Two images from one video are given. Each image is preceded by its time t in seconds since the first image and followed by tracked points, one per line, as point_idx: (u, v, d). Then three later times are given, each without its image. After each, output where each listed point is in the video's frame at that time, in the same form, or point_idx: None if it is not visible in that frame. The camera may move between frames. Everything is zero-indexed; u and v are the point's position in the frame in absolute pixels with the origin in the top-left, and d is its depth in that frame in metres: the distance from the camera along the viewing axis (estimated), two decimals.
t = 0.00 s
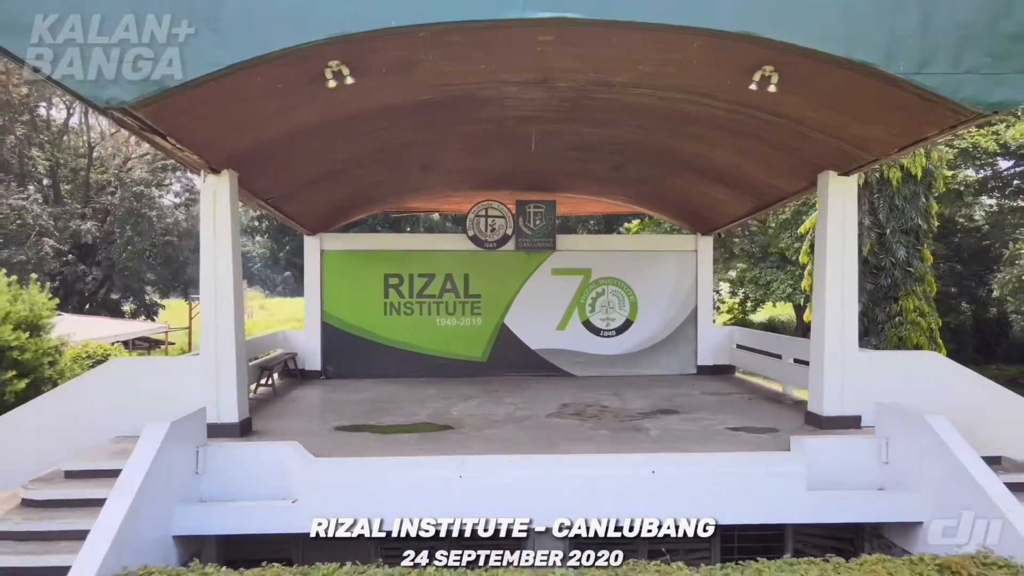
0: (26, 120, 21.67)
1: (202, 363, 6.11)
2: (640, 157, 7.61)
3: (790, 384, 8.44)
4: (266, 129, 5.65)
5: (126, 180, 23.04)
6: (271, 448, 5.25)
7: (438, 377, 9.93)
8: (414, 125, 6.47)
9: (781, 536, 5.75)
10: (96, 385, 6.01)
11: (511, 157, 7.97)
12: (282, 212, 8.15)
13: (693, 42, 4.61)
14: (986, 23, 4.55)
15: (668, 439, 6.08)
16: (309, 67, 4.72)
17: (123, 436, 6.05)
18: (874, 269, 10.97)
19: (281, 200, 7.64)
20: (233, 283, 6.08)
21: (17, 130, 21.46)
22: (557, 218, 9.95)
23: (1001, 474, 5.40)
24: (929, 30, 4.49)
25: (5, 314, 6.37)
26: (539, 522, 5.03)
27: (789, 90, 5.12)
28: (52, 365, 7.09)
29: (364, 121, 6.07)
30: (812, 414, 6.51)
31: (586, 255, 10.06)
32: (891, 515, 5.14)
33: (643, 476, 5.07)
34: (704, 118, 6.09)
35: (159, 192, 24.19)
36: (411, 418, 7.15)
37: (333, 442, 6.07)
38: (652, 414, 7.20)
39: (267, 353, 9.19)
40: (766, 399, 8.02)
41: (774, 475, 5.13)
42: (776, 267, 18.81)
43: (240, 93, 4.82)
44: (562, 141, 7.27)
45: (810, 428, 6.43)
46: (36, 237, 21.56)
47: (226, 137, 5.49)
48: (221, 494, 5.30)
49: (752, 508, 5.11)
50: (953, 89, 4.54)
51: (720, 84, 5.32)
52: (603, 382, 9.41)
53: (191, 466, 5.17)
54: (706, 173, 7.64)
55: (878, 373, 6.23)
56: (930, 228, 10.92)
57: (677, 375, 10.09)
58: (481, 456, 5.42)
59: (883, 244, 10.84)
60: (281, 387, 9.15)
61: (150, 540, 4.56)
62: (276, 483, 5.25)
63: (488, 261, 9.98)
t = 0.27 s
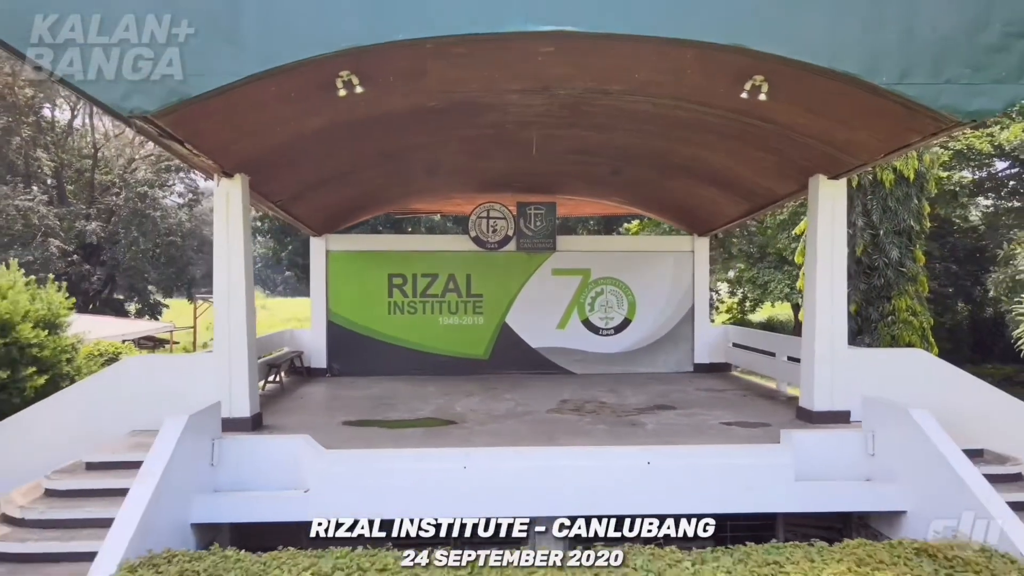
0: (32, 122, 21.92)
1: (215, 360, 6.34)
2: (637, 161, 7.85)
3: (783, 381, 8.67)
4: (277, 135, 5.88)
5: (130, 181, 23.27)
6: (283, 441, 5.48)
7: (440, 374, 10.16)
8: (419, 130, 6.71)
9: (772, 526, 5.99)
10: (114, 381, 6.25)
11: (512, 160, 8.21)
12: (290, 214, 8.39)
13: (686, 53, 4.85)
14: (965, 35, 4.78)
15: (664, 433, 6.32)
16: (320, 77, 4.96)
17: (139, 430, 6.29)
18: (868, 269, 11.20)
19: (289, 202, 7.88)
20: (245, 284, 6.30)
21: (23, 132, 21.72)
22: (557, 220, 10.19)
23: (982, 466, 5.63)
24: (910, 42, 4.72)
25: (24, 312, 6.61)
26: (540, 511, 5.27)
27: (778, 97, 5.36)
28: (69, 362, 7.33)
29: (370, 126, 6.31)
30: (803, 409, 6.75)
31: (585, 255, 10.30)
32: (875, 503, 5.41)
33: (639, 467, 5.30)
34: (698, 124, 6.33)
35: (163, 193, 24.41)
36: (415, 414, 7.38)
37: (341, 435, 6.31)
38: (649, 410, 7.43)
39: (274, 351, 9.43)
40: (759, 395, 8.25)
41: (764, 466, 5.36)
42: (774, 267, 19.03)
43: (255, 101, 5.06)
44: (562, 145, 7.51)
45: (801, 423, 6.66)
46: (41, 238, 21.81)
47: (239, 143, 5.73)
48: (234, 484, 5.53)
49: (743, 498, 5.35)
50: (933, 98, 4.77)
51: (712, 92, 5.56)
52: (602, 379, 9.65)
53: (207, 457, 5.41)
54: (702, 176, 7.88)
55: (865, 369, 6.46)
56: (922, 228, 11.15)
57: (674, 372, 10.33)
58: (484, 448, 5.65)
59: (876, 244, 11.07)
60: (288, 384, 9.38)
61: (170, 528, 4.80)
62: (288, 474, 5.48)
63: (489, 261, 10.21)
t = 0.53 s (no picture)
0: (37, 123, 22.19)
1: (229, 356, 6.60)
2: (634, 165, 8.13)
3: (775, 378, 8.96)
4: (289, 141, 6.16)
5: (135, 182, 23.53)
6: (296, 433, 5.75)
7: (443, 371, 10.45)
8: (423, 136, 6.99)
9: (761, 514, 6.27)
10: (132, 376, 6.54)
11: (513, 163, 8.49)
12: (298, 215, 8.68)
13: (678, 66, 5.15)
14: (942, 47, 5.04)
15: (658, 425, 6.61)
16: (332, 87, 5.24)
17: (157, 423, 6.58)
18: (859, 269, 11.48)
19: (298, 204, 8.17)
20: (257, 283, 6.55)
21: (29, 133, 22.00)
22: (556, 221, 10.47)
23: (960, 457, 5.93)
24: (889, 55, 5.01)
25: (45, 310, 6.89)
26: (539, 499, 5.55)
27: (767, 106, 5.64)
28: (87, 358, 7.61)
29: (378, 133, 6.59)
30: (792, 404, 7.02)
31: (584, 256, 10.57)
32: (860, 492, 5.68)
33: (634, 456, 5.59)
34: (691, 130, 6.62)
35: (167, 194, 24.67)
36: (419, 408, 7.67)
37: (349, 428, 6.60)
38: (644, 404, 7.72)
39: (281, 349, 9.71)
40: (752, 391, 8.54)
41: (753, 456, 5.64)
42: (771, 267, 19.30)
43: (270, 110, 5.35)
44: (561, 149, 7.79)
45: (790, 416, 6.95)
46: (47, 239, 21.85)
47: (253, 149, 6.02)
48: (249, 475, 5.81)
49: (732, 486, 5.63)
50: (911, 107, 5.05)
51: (704, 101, 5.84)
52: (600, 376, 9.93)
53: (223, 447, 5.69)
54: (696, 180, 8.17)
55: (853, 366, 6.68)
56: (913, 230, 11.43)
57: (670, 369, 10.61)
58: (486, 439, 5.91)
59: (868, 245, 11.34)
60: (295, 380, 9.67)
61: (191, 514, 5.10)
62: (300, 464, 5.76)
63: (491, 261, 10.49)
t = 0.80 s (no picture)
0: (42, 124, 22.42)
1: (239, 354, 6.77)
2: (631, 168, 8.38)
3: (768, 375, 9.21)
4: (298, 146, 6.40)
5: (138, 183, 23.76)
6: (305, 427, 5.99)
7: (445, 369, 10.70)
8: (426, 141, 7.24)
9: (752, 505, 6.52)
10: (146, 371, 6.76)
11: (513, 166, 8.74)
12: (305, 217, 8.93)
13: (673, 75, 5.39)
14: (924, 57, 5.28)
15: (653, 420, 6.86)
16: (341, 96, 5.49)
17: (170, 417, 6.81)
18: (852, 269, 11.73)
19: (305, 207, 8.41)
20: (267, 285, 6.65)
21: (34, 135, 22.23)
22: (556, 222, 10.71)
23: (942, 449, 6.17)
24: (872, 65, 5.25)
25: (61, 309, 7.19)
26: (539, 489, 5.79)
27: (757, 113, 5.89)
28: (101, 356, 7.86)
29: (384, 138, 6.84)
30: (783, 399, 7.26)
31: (583, 256, 10.82)
32: (845, 482, 5.95)
33: (630, 448, 5.83)
34: (685, 135, 6.87)
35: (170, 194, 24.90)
36: (423, 404, 7.92)
37: (356, 422, 6.85)
38: (641, 400, 7.97)
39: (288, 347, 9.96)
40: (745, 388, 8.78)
41: (743, 448, 5.88)
42: (768, 267, 19.55)
43: (282, 118, 5.59)
44: (560, 153, 8.04)
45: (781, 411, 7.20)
46: (54, 239, 21.86)
47: (264, 155, 6.26)
48: (260, 467, 6.06)
49: (723, 477, 5.88)
50: (893, 115, 5.30)
51: (698, 108, 6.08)
52: (598, 374, 10.18)
53: (236, 440, 5.94)
54: (691, 183, 8.41)
55: (841, 363, 6.92)
56: (905, 230, 11.69)
57: (667, 367, 10.86)
58: (487, 432, 6.16)
59: (860, 245, 11.59)
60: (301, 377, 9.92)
61: (208, 503, 5.35)
62: (309, 457, 6.01)
63: (492, 262, 10.74)
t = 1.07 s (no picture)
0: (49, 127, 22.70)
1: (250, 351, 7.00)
2: (627, 171, 8.67)
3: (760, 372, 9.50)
4: (308, 152, 6.69)
5: (143, 184, 24.06)
6: (314, 419, 6.26)
7: (447, 366, 10.99)
8: (430, 146, 7.53)
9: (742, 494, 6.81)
10: (161, 367, 7.03)
11: (514, 170, 9.03)
12: (312, 219, 9.21)
13: (665, 85, 5.68)
14: (902, 69, 5.57)
15: (648, 414, 7.15)
16: (350, 105, 5.78)
17: (185, 411, 7.09)
18: (845, 269, 12.02)
19: (312, 209, 8.70)
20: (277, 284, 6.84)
21: (41, 137, 22.51)
22: (555, 223, 11.01)
23: (923, 441, 6.47)
24: (853, 76, 5.54)
25: (80, 307, 7.54)
26: (538, 479, 6.09)
27: (746, 121, 6.18)
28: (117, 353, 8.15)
29: (390, 143, 7.13)
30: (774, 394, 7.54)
31: (581, 256, 11.11)
32: (829, 472, 6.25)
33: (625, 440, 6.13)
34: (678, 140, 7.16)
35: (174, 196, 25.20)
36: (427, 399, 8.21)
37: (363, 416, 7.14)
38: (637, 396, 8.26)
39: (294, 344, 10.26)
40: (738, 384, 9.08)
41: (733, 440, 6.18)
42: (765, 268, 19.85)
43: (294, 125, 5.88)
44: (559, 157, 8.33)
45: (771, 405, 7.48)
46: (59, 239, 22.19)
47: (276, 160, 6.55)
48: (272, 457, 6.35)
49: (714, 468, 6.17)
50: (874, 124, 5.59)
51: (690, 115, 6.37)
52: (596, 371, 10.47)
53: (249, 432, 6.22)
54: (686, 186, 8.70)
55: (829, 360, 7.21)
56: (896, 232, 12.00)
57: (663, 365, 11.16)
58: (489, 425, 6.45)
59: (852, 246, 11.88)
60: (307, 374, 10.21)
61: (224, 490, 5.65)
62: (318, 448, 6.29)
63: (492, 262, 11.02)
